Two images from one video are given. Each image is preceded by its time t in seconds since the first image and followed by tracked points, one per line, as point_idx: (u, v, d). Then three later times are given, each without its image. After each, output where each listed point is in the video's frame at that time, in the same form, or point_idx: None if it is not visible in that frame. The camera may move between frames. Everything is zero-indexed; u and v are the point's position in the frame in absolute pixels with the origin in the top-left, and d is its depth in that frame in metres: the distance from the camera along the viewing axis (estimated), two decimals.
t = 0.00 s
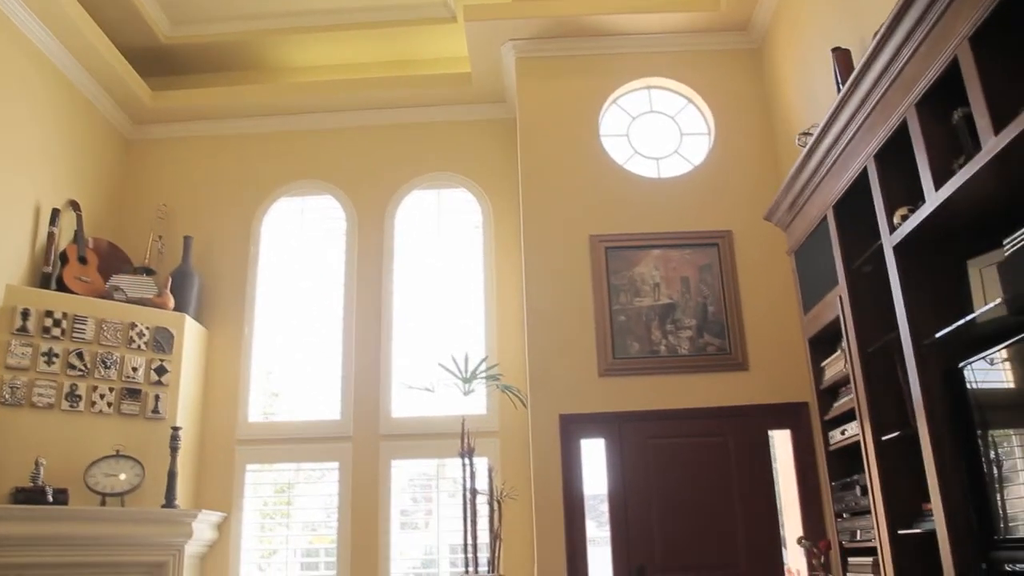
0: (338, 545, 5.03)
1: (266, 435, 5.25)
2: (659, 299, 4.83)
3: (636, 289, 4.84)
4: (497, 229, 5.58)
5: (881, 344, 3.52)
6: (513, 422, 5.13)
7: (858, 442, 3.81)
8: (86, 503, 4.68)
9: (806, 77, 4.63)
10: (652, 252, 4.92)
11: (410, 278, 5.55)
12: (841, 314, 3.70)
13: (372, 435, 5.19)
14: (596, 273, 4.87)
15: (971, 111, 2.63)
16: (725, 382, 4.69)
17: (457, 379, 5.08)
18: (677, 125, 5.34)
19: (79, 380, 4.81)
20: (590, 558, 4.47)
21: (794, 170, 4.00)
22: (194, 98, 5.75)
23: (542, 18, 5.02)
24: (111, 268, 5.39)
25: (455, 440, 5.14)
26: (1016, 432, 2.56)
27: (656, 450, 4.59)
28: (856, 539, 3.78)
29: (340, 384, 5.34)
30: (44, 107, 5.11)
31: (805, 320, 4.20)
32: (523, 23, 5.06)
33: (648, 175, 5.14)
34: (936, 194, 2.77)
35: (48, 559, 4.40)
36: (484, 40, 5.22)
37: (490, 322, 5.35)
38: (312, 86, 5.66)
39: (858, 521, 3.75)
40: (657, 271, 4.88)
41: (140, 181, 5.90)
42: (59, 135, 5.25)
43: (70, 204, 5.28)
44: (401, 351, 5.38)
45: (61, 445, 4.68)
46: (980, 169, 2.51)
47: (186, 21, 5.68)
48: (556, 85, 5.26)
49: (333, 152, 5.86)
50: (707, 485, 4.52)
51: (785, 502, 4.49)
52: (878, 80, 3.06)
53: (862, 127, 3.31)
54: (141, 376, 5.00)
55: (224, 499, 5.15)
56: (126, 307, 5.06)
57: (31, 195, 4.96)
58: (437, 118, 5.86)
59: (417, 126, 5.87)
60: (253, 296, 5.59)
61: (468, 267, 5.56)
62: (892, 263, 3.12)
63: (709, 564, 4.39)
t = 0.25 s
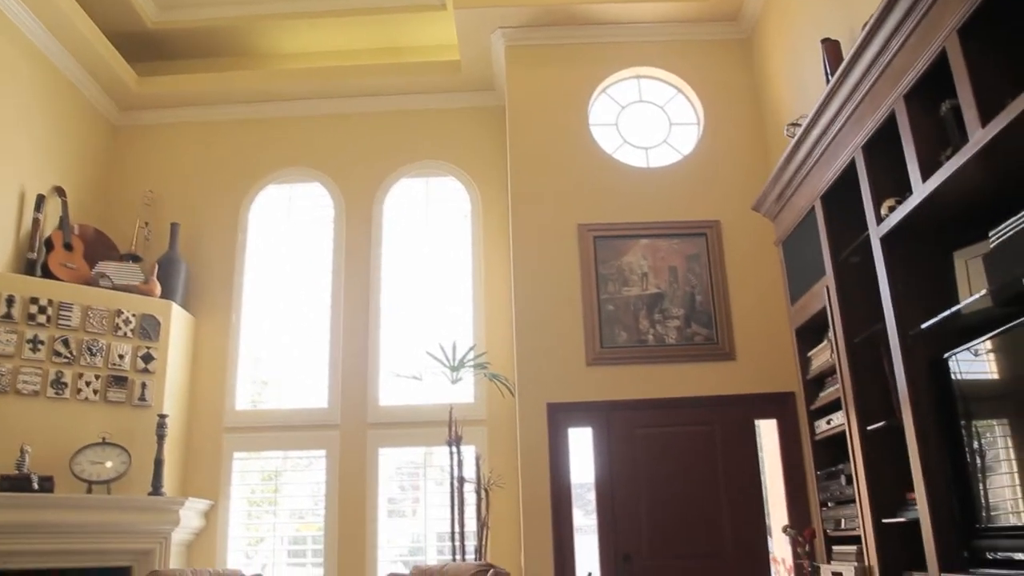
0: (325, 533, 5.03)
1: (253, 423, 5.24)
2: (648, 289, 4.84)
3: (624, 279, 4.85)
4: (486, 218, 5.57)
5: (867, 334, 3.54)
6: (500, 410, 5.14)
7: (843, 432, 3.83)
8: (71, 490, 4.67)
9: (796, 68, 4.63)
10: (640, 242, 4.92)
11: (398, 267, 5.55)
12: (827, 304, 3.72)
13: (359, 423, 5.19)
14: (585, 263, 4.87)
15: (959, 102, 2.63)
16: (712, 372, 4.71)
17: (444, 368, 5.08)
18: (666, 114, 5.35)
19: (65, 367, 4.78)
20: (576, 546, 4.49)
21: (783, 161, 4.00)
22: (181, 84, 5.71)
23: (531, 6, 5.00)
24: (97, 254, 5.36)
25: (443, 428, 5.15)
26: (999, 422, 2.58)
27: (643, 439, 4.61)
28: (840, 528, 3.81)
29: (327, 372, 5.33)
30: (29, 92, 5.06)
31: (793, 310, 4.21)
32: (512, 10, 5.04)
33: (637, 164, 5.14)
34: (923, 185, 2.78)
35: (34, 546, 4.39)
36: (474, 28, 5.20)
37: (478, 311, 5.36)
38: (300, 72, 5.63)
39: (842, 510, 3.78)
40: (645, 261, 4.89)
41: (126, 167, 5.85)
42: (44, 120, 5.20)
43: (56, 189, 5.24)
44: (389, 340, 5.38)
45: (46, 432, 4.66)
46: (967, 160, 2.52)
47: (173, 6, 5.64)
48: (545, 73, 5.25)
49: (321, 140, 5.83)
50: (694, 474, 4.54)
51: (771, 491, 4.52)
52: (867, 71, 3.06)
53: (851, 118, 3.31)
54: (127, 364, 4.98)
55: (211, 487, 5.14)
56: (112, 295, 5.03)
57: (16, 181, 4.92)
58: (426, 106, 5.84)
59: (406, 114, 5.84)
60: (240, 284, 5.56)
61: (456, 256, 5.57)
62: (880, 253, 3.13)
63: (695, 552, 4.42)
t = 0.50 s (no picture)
0: (315, 516, 5.04)
1: (242, 406, 5.24)
2: (637, 274, 4.85)
3: (614, 264, 4.86)
4: (476, 202, 5.56)
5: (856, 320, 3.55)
6: (489, 394, 5.16)
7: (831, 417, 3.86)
8: (60, 473, 4.66)
9: (788, 53, 4.63)
10: (631, 227, 4.93)
11: (387, 251, 5.54)
12: (816, 289, 3.73)
13: (349, 407, 5.19)
14: (575, 248, 4.87)
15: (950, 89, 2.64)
16: (701, 357, 4.72)
17: (434, 352, 5.09)
18: (657, 99, 5.34)
19: (53, 350, 4.76)
20: (565, 528, 4.52)
21: (773, 147, 4.00)
22: (169, 65, 5.66)
23: None
24: (84, 237, 5.33)
25: (432, 412, 5.16)
26: (985, 409, 2.60)
27: (632, 423, 4.64)
28: (827, 512, 3.83)
29: (317, 356, 5.33)
30: (15, 72, 5.01)
31: (782, 296, 4.23)
32: None
33: (627, 149, 5.14)
34: (913, 172, 2.78)
35: (20, 529, 4.39)
36: (464, 11, 5.17)
37: (468, 295, 5.36)
38: (290, 55, 5.59)
39: (829, 494, 3.81)
40: (635, 246, 4.89)
41: (114, 149, 5.81)
42: (30, 101, 5.15)
43: (43, 171, 5.19)
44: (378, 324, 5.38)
45: (34, 415, 4.65)
46: (957, 147, 2.52)
47: None
48: (536, 57, 5.23)
49: (311, 123, 5.80)
50: (682, 459, 4.57)
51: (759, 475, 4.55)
52: (858, 57, 3.06)
53: (842, 104, 3.31)
54: (116, 347, 4.96)
55: (200, 470, 5.14)
56: (100, 277, 5.00)
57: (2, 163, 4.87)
58: (416, 90, 5.81)
59: (397, 97, 5.82)
60: (229, 267, 5.54)
61: (446, 240, 5.56)
62: (869, 240, 3.15)
63: (683, 536, 4.45)
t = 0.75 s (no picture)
0: (308, 499, 5.05)
1: (235, 390, 5.23)
2: (631, 258, 4.85)
3: (608, 248, 4.86)
4: (469, 186, 5.55)
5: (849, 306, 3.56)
6: (482, 378, 5.17)
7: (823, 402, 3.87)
8: (52, 456, 4.65)
9: (783, 36, 4.62)
10: (625, 211, 4.93)
11: (381, 235, 5.53)
12: (809, 274, 3.74)
13: (342, 390, 5.19)
14: (569, 233, 4.87)
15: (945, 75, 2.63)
16: (694, 341, 4.73)
17: (427, 336, 5.09)
18: (652, 84, 5.34)
19: (44, 334, 4.75)
20: (557, 512, 4.54)
21: (768, 132, 4.00)
22: (160, 47, 5.62)
23: None
24: (76, 220, 5.30)
25: (426, 396, 5.17)
26: (976, 394, 2.62)
27: (625, 407, 4.65)
28: (818, 496, 3.86)
29: (310, 340, 5.33)
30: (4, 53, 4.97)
31: (775, 281, 4.24)
32: None
33: (621, 133, 5.13)
34: (907, 158, 2.78)
35: (14, 512, 4.39)
36: None
37: (462, 278, 5.36)
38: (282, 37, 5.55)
39: (820, 479, 3.83)
40: (629, 231, 4.89)
41: (105, 131, 5.77)
42: (20, 82, 5.11)
43: (33, 153, 5.16)
44: (372, 307, 5.38)
45: (26, 397, 4.65)
46: (951, 134, 2.52)
47: None
48: (531, 40, 5.20)
49: (304, 106, 5.77)
50: (674, 443, 4.59)
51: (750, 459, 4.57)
52: (853, 43, 3.05)
53: (837, 89, 3.31)
54: (108, 330, 4.95)
55: (193, 453, 5.14)
56: (92, 260, 4.97)
57: None
58: (410, 73, 5.79)
59: (390, 80, 5.79)
60: (222, 251, 5.53)
61: (439, 224, 5.56)
62: (863, 226, 3.15)
63: (675, 519, 4.48)
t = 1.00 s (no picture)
0: (302, 483, 5.06)
1: (229, 374, 5.23)
2: (625, 243, 4.85)
3: (602, 233, 4.86)
4: (463, 170, 5.54)
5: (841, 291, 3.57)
6: (475, 362, 5.17)
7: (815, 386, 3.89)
8: (46, 439, 4.65)
9: (778, 20, 4.61)
10: (618, 195, 4.92)
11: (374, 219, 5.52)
12: (803, 259, 3.75)
13: (336, 374, 5.20)
14: (563, 217, 4.86)
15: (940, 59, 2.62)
16: (687, 326, 4.74)
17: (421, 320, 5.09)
18: (647, 68, 5.34)
19: (37, 317, 4.74)
20: (551, 495, 4.53)
21: (763, 117, 3.99)
22: (152, 28, 5.57)
23: None
24: (68, 203, 5.28)
25: (419, 380, 5.17)
26: (966, 380, 2.63)
27: (618, 392, 4.66)
28: (809, 481, 3.87)
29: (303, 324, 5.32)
30: None
31: (769, 266, 4.24)
32: None
33: (616, 117, 5.12)
34: (901, 143, 2.78)
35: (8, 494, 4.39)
36: None
37: (455, 263, 5.36)
38: (275, 19, 5.52)
39: (812, 463, 3.85)
40: (623, 215, 4.89)
41: (96, 114, 5.73)
42: (10, 63, 5.07)
43: (24, 135, 5.12)
44: (366, 292, 5.38)
45: (18, 381, 4.64)
46: (946, 119, 2.52)
47: None
48: (525, 23, 5.18)
49: (297, 89, 5.74)
50: (667, 427, 4.61)
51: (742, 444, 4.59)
52: (849, 27, 3.03)
53: (832, 73, 3.30)
54: (101, 314, 4.94)
55: (187, 437, 5.14)
56: (85, 244, 4.95)
57: None
58: (404, 56, 5.76)
59: (384, 63, 5.76)
60: (215, 234, 5.51)
61: (433, 208, 5.55)
62: (856, 211, 3.15)
63: (667, 503, 4.50)
